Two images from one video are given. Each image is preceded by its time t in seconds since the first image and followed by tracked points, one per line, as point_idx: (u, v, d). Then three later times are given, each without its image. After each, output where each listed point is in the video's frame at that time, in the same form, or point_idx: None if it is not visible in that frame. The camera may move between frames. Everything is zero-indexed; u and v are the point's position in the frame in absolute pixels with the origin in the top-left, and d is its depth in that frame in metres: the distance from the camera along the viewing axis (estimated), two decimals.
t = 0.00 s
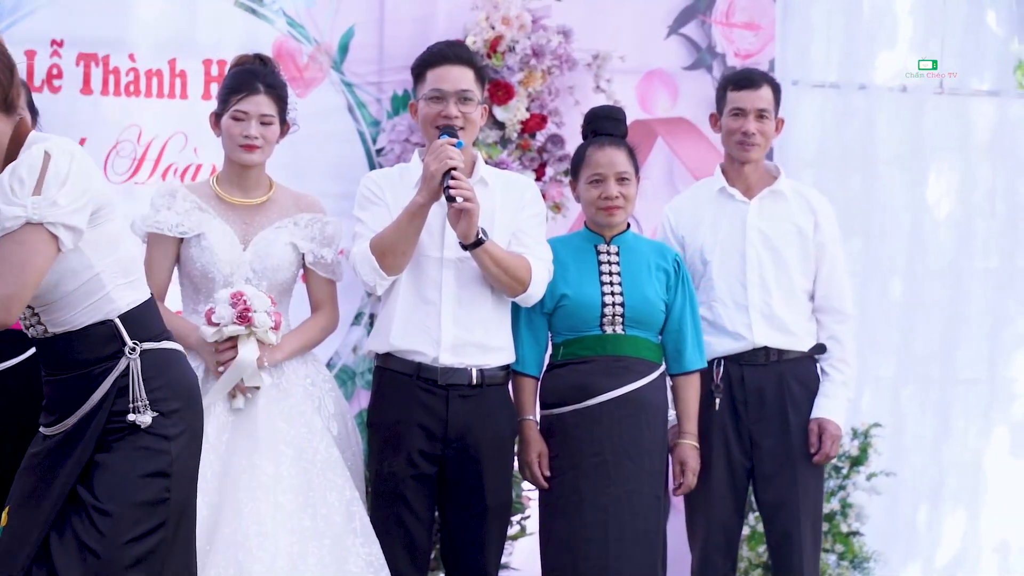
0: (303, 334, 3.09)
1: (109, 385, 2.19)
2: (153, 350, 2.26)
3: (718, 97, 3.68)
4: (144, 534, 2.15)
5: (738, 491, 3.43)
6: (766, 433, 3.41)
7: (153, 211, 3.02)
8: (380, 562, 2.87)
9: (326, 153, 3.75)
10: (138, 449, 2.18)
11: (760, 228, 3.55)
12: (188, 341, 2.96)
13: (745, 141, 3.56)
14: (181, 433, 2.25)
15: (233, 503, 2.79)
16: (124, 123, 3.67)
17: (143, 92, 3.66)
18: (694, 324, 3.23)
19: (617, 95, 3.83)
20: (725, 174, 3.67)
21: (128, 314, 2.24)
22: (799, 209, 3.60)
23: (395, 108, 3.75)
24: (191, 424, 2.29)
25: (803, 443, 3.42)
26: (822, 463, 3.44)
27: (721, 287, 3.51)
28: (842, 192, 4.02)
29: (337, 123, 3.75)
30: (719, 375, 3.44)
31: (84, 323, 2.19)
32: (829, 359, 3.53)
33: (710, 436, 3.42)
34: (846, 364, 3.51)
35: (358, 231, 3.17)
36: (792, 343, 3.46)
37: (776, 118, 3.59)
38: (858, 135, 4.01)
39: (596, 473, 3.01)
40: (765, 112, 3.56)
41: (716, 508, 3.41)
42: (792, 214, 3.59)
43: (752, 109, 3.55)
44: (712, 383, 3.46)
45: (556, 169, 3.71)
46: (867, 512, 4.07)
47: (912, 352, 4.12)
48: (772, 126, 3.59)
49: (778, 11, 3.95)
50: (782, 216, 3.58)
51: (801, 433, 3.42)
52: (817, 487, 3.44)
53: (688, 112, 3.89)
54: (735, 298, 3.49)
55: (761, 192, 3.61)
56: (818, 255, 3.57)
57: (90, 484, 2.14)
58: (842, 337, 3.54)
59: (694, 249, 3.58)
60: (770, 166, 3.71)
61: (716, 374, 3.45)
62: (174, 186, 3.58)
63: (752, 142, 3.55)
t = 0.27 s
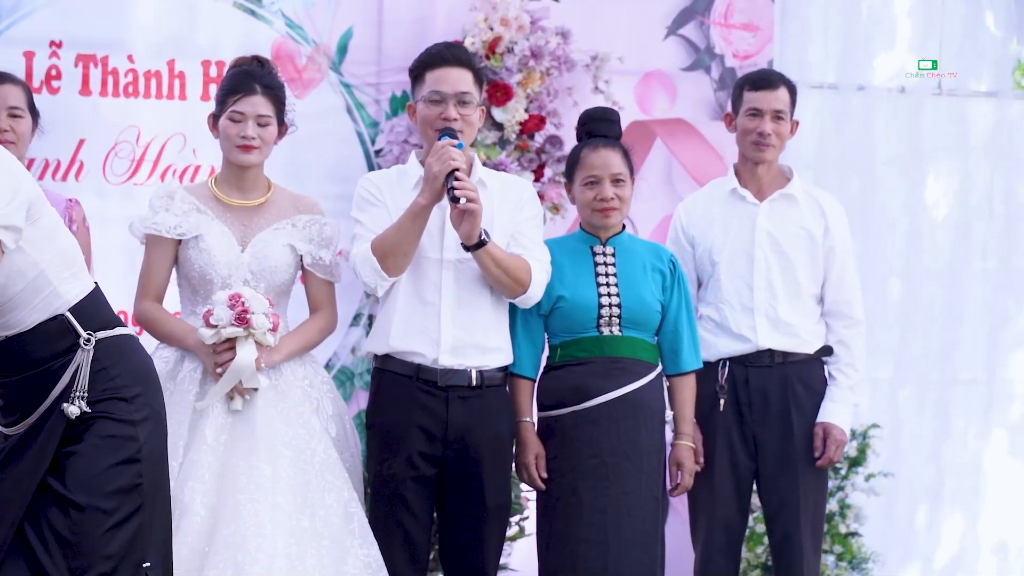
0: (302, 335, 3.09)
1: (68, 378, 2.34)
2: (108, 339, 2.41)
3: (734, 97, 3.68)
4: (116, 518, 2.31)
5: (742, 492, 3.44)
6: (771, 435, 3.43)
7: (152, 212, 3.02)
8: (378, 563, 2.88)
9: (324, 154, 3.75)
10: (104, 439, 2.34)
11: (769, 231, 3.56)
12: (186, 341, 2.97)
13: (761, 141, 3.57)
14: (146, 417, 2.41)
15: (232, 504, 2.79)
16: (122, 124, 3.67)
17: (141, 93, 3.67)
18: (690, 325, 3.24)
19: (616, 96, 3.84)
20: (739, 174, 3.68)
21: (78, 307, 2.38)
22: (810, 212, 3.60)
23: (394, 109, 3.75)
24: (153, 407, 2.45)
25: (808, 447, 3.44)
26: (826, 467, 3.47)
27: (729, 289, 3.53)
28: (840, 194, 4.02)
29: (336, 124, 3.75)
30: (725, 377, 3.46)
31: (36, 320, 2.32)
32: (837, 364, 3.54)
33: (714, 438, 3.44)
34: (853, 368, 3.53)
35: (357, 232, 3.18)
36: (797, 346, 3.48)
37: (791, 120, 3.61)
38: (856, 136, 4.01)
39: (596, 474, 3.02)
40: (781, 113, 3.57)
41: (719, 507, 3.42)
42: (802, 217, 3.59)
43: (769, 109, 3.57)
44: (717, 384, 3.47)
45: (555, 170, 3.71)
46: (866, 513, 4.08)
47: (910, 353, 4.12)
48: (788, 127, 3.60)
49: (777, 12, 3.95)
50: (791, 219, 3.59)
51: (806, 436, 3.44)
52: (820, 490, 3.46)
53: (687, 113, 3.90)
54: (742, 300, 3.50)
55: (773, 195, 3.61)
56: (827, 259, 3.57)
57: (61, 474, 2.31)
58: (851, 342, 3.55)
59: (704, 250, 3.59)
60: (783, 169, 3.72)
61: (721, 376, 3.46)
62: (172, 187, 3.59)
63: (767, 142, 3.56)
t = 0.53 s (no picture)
0: (300, 337, 3.09)
1: (50, 375, 2.34)
2: (88, 334, 2.41)
3: (746, 97, 3.68)
4: (104, 512, 2.32)
5: (743, 494, 3.45)
6: (772, 437, 3.44)
7: (150, 213, 3.03)
8: (377, 564, 2.88)
9: (323, 154, 3.75)
10: (88, 435, 2.34)
11: (775, 233, 3.57)
12: (185, 342, 2.97)
13: (774, 143, 3.58)
14: (130, 410, 2.42)
15: (230, 506, 2.80)
16: (121, 125, 3.67)
17: (140, 94, 3.67)
18: (686, 324, 3.25)
19: (614, 97, 3.84)
20: (748, 176, 3.69)
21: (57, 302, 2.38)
22: (816, 215, 3.61)
23: (392, 110, 3.76)
24: (136, 401, 2.45)
25: (808, 451, 3.45)
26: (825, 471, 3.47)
27: (733, 289, 3.54)
28: (839, 195, 4.02)
29: (335, 125, 3.75)
30: (727, 377, 3.47)
31: (15, 320, 2.32)
32: (839, 367, 3.54)
33: (716, 438, 3.45)
34: (856, 373, 3.53)
35: (356, 234, 3.19)
36: (800, 348, 3.49)
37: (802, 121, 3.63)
38: (854, 136, 4.02)
39: (597, 475, 3.04)
40: (795, 116, 3.58)
41: (719, 507, 3.43)
42: (807, 220, 3.60)
43: (783, 111, 3.57)
44: (720, 385, 3.48)
45: (553, 171, 3.72)
46: (864, 514, 4.08)
47: (908, 353, 4.12)
48: (800, 130, 3.62)
49: (775, 13, 3.95)
50: (798, 222, 3.59)
51: (807, 439, 3.45)
52: (819, 493, 3.47)
53: (686, 114, 3.90)
54: (746, 302, 3.51)
55: (781, 197, 3.62)
56: (832, 262, 3.58)
57: (48, 471, 2.30)
58: (855, 346, 3.55)
59: (710, 250, 3.60)
60: (793, 171, 3.72)
61: (724, 376, 3.47)
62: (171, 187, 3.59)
63: (780, 145, 3.58)
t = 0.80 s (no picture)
0: (301, 337, 3.10)
1: (44, 375, 2.34)
2: (80, 332, 2.42)
3: (758, 98, 3.66)
4: (102, 509, 2.32)
5: (744, 494, 3.46)
6: (772, 437, 3.45)
7: (150, 214, 3.03)
8: (376, 564, 2.89)
9: (323, 155, 3.76)
10: (82, 433, 2.34)
11: (779, 234, 3.58)
12: (184, 343, 2.98)
13: (787, 145, 3.58)
14: (124, 408, 2.42)
15: (229, 506, 2.81)
16: (121, 125, 3.67)
17: (140, 94, 3.67)
18: (687, 325, 3.25)
19: (614, 98, 3.85)
20: (755, 177, 3.69)
21: (49, 301, 2.39)
22: (820, 217, 3.62)
23: (392, 110, 3.76)
24: (129, 398, 2.46)
25: (808, 453, 3.45)
26: (826, 473, 3.47)
27: (735, 289, 3.54)
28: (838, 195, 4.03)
29: (334, 125, 3.76)
30: (728, 377, 3.48)
31: (8, 320, 2.32)
32: (842, 371, 3.54)
33: (717, 438, 3.46)
34: (859, 375, 3.53)
35: (356, 234, 3.19)
36: (800, 350, 3.49)
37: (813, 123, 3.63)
38: (853, 137, 4.02)
39: (599, 475, 3.05)
40: (808, 118, 3.58)
41: (719, 506, 3.44)
42: (811, 222, 3.60)
43: (797, 114, 3.57)
44: (721, 385, 3.49)
45: (552, 172, 3.72)
46: (863, 514, 4.09)
47: (907, 353, 4.13)
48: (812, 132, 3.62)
49: (774, 13, 3.95)
50: (802, 224, 3.60)
51: (807, 440, 3.45)
52: (819, 494, 3.47)
53: (685, 115, 3.90)
54: (748, 304, 3.51)
55: (787, 199, 3.62)
56: (836, 265, 3.59)
57: (44, 469, 2.30)
58: (857, 349, 3.55)
59: (714, 250, 3.60)
60: (800, 172, 3.73)
61: (725, 376, 3.48)
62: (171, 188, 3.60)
63: (793, 147, 3.57)
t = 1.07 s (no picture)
0: (304, 336, 3.10)
1: (46, 371, 2.34)
2: (82, 328, 2.42)
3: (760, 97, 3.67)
4: (106, 504, 2.32)
5: (745, 493, 3.46)
6: (772, 436, 3.45)
7: (153, 214, 3.04)
8: (379, 563, 2.89)
9: (326, 155, 3.76)
10: (85, 429, 2.34)
11: (782, 234, 3.58)
12: (188, 342, 2.98)
13: (785, 143, 3.57)
14: (126, 404, 2.43)
15: (233, 505, 2.81)
16: (124, 125, 3.68)
17: (143, 94, 3.68)
18: (693, 324, 3.26)
19: (616, 97, 3.85)
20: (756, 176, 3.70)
21: (50, 297, 2.39)
22: (822, 217, 3.62)
23: (395, 110, 3.76)
24: (131, 394, 2.46)
25: (808, 453, 3.46)
26: (826, 472, 3.48)
27: (735, 288, 3.54)
28: (840, 194, 4.03)
29: (337, 125, 3.76)
30: (729, 376, 3.48)
31: (10, 316, 2.33)
32: (841, 372, 3.54)
33: (718, 438, 3.46)
34: (858, 377, 3.53)
35: (357, 233, 3.20)
36: (801, 350, 3.49)
37: (815, 123, 3.61)
38: (855, 137, 4.02)
39: (602, 474, 3.05)
40: (806, 117, 3.57)
41: (720, 506, 3.44)
42: (813, 223, 3.61)
43: (795, 112, 3.56)
44: (721, 384, 3.49)
45: (555, 171, 3.73)
46: (866, 513, 4.09)
47: (909, 353, 4.13)
48: (812, 131, 3.60)
49: (777, 12, 3.95)
50: (804, 224, 3.60)
51: (807, 439, 3.46)
52: (819, 493, 3.48)
53: (687, 115, 3.91)
54: (750, 303, 3.51)
55: (789, 199, 3.62)
56: (837, 265, 3.59)
57: (47, 465, 2.31)
58: (857, 350, 3.55)
59: (716, 248, 3.59)
60: (802, 173, 3.72)
61: (725, 375, 3.48)
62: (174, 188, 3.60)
63: (791, 145, 3.57)
